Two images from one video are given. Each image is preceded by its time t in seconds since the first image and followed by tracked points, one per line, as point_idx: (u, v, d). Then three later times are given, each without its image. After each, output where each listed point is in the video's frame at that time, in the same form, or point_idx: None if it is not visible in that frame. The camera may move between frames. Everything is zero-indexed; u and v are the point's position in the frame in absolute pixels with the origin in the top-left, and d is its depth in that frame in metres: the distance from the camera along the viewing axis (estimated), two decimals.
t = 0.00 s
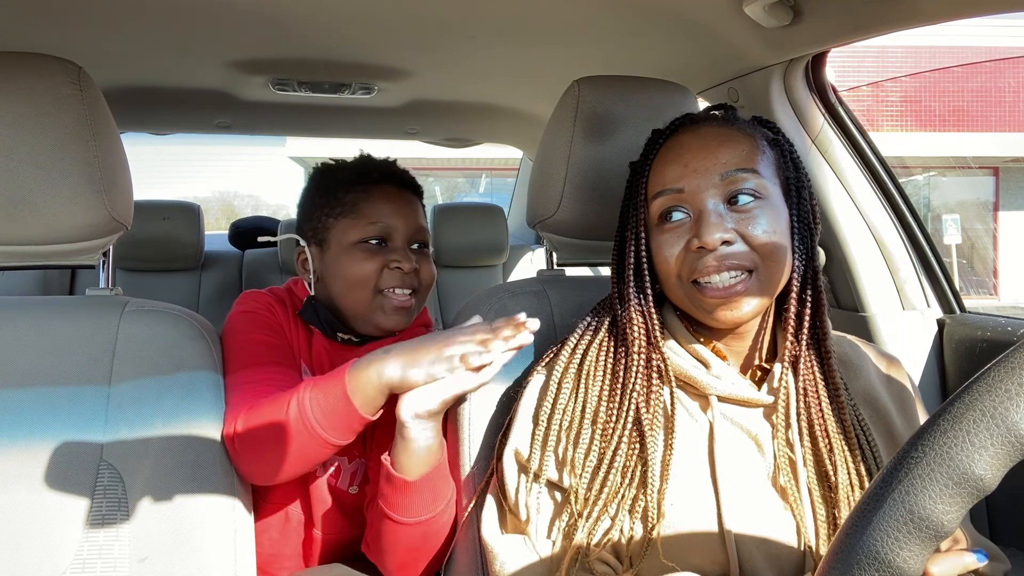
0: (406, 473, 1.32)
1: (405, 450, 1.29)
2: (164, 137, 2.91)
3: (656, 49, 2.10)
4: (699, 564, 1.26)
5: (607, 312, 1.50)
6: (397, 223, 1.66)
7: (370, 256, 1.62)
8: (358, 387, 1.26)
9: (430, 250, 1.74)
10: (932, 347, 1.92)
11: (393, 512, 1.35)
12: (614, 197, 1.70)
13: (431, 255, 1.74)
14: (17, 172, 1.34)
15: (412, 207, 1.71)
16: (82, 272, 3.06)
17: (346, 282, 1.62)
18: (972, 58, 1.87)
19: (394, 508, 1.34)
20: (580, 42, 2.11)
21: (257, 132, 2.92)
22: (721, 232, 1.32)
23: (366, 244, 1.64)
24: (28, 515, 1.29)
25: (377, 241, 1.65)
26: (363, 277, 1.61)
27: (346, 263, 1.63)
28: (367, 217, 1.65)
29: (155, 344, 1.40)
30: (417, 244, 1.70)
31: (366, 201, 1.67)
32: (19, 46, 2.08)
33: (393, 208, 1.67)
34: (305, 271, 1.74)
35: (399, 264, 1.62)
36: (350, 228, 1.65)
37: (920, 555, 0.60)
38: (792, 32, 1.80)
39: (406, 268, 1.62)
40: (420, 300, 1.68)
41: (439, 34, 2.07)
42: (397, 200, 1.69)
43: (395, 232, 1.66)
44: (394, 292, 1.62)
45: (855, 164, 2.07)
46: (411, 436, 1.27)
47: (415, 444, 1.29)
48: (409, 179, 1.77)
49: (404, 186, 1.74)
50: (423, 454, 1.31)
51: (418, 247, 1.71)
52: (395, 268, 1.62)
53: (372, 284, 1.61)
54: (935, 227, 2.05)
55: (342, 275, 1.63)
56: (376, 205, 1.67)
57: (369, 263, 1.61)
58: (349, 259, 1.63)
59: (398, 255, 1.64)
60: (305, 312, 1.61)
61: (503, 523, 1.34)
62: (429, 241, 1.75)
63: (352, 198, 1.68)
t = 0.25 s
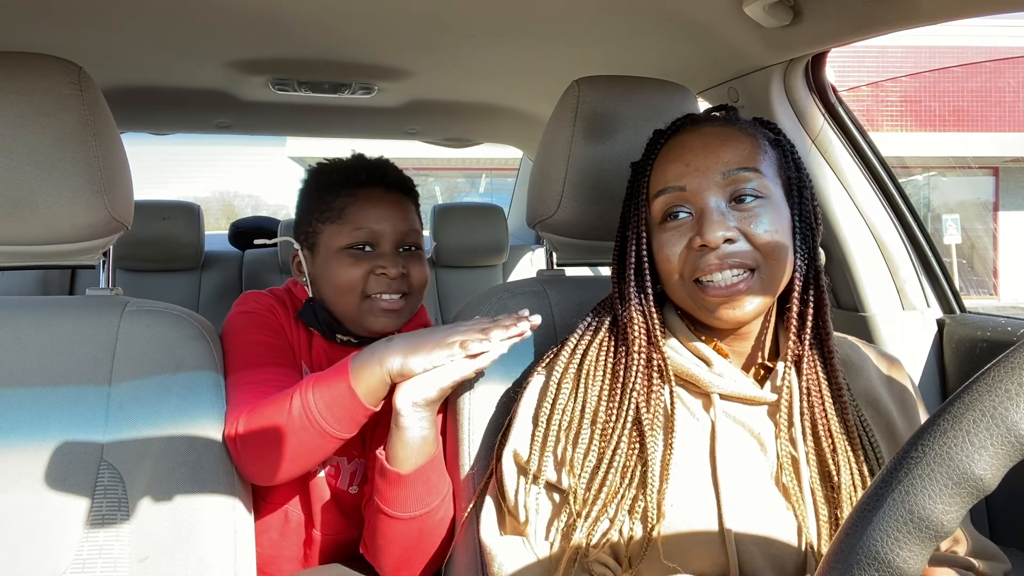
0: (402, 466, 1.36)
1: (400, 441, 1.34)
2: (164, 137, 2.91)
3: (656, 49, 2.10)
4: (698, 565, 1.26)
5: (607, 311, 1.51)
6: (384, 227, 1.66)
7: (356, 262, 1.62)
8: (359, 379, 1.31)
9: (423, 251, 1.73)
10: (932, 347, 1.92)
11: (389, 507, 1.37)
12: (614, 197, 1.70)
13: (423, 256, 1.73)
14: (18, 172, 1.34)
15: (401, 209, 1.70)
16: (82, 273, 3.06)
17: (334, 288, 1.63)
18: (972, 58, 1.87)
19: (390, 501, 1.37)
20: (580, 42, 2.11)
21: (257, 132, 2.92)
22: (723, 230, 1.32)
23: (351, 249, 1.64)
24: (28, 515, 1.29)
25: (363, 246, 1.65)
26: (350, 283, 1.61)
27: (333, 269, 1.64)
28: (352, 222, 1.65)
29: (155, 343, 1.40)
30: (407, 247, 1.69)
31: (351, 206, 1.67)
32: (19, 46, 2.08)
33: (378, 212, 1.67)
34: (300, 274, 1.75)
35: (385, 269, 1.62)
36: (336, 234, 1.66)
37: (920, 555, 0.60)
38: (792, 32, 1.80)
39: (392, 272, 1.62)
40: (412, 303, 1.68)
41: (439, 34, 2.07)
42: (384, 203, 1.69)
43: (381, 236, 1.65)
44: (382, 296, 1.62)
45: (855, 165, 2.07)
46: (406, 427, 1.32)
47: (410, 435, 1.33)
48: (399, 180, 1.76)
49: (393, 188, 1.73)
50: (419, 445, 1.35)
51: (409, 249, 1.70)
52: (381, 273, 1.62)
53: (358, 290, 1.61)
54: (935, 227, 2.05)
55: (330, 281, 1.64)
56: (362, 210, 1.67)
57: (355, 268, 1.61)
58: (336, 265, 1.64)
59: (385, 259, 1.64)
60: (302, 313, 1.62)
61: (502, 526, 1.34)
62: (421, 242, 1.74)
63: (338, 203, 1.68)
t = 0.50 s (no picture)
0: (400, 463, 1.36)
1: (398, 436, 1.34)
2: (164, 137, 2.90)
3: (656, 49, 2.10)
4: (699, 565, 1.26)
5: (610, 308, 1.50)
6: (364, 231, 1.65)
7: (335, 267, 1.62)
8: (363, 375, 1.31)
9: (410, 254, 1.71)
10: (932, 347, 1.92)
11: (387, 505, 1.37)
12: (614, 197, 1.70)
13: (410, 259, 1.71)
14: (17, 172, 1.34)
15: (384, 212, 1.69)
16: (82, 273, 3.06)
17: (316, 293, 1.63)
18: (972, 58, 1.87)
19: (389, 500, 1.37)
20: (580, 42, 2.11)
21: (257, 132, 2.92)
22: (728, 228, 1.32)
23: (332, 254, 1.64)
24: (28, 515, 1.29)
25: (343, 251, 1.64)
26: (329, 288, 1.61)
27: (314, 274, 1.64)
28: (332, 227, 1.65)
29: (155, 343, 1.40)
30: (391, 250, 1.67)
31: (332, 211, 1.67)
32: (19, 46, 2.08)
33: (358, 216, 1.65)
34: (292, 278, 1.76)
35: (364, 275, 1.61)
36: (318, 240, 1.66)
37: (920, 554, 0.60)
38: (792, 32, 1.80)
39: (371, 278, 1.61)
40: (397, 306, 1.66)
41: (440, 34, 2.07)
42: (365, 206, 1.67)
43: (361, 240, 1.64)
44: (363, 301, 1.62)
45: (855, 164, 2.07)
46: (406, 422, 1.32)
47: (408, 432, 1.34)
48: (385, 181, 1.74)
49: (377, 189, 1.72)
50: (416, 441, 1.35)
51: (394, 253, 1.68)
52: (360, 279, 1.61)
53: (337, 295, 1.61)
54: (935, 227, 2.05)
55: (311, 287, 1.64)
56: (342, 214, 1.66)
57: (334, 274, 1.61)
58: (317, 270, 1.64)
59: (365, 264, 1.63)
60: (298, 317, 1.62)
61: (501, 527, 1.34)
62: (408, 244, 1.72)
63: (320, 208, 1.68)
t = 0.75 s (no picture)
0: (391, 459, 1.35)
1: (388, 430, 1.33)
2: (164, 137, 2.90)
3: (656, 49, 2.10)
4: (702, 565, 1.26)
5: (615, 304, 1.50)
6: (366, 232, 1.65)
7: (336, 267, 1.62)
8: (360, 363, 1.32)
9: (412, 257, 1.71)
10: (932, 347, 1.92)
11: (382, 503, 1.37)
12: (614, 198, 1.70)
13: (412, 262, 1.71)
14: (17, 172, 1.34)
15: (388, 215, 1.69)
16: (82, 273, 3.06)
17: (316, 292, 1.63)
18: (972, 58, 1.87)
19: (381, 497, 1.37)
20: (580, 42, 2.11)
21: (257, 132, 2.92)
22: (733, 230, 1.32)
23: (333, 254, 1.64)
24: (28, 515, 1.29)
25: (345, 251, 1.65)
26: (329, 287, 1.61)
27: (315, 273, 1.64)
28: (335, 227, 1.65)
29: (155, 344, 1.40)
30: (393, 253, 1.68)
31: (335, 211, 1.67)
32: (19, 46, 2.08)
33: (362, 217, 1.66)
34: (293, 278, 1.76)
35: (364, 275, 1.61)
36: (320, 239, 1.66)
37: (920, 554, 0.60)
38: (791, 32, 1.80)
39: (371, 279, 1.61)
40: (396, 309, 1.66)
41: (440, 34, 2.07)
42: (369, 208, 1.68)
43: (363, 241, 1.64)
44: (362, 301, 1.62)
45: (855, 164, 2.07)
46: (393, 414, 1.31)
47: (398, 425, 1.33)
48: (390, 185, 1.74)
49: (381, 192, 1.72)
50: (409, 434, 1.35)
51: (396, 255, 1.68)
52: (361, 279, 1.61)
53: (337, 295, 1.61)
54: (935, 227, 2.05)
55: (312, 285, 1.64)
56: (346, 215, 1.66)
57: (335, 273, 1.61)
58: (317, 269, 1.64)
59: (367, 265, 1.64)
60: (298, 318, 1.62)
61: (501, 527, 1.34)
62: (411, 248, 1.72)
63: (324, 208, 1.69)
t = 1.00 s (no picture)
0: (373, 455, 1.36)
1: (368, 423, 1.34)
2: (164, 137, 2.90)
3: (656, 49, 2.10)
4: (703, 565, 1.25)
5: (617, 300, 1.51)
6: (359, 233, 1.65)
7: (330, 268, 1.62)
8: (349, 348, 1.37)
9: (407, 259, 1.70)
10: (932, 347, 1.92)
11: (371, 502, 1.38)
12: (614, 198, 1.70)
13: (408, 264, 1.70)
14: (17, 172, 1.34)
15: (381, 216, 1.69)
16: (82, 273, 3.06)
17: (311, 294, 1.63)
18: (972, 58, 1.87)
19: (367, 494, 1.37)
20: (580, 42, 2.11)
21: (257, 132, 2.91)
22: (729, 231, 1.31)
23: (326, 256, 1.64)
24: (28, 516, 1.29)
25: (338, 252, 1.64)
26: (323, 288, 1.61)
27: (309, 275, 1.64)
28: (328, 229, 1.65)
29: (155, 344, 1.40)
30: (387, 254, 1.67)
31: (329, 213, 1.67)
32: (19, 46, 2.08)
33: (355, 219, 1.66)
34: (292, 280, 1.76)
35: (357, 276, 1.61)
36: (314, 241, 1.66)
37: (920, 554, 0.60)
38: (791, 32, 1.80)
39: (364, 279, 1.61)
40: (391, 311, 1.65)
41: (439, 34, 2.08)
42: (362, 209, 1.67)
43: (356, 242, 1.64)
44: (356, 302, 1.61)
45: (855, 164, 2.06)
46: (374, 407, 1.33)
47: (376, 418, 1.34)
48: (384, 185, 1.74)
49: (375, 194, 1.72)
50: (391, 431, 1.35)
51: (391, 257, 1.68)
52: (353, 280, 1.61)
53: (330, 296, 1.61)
54: (935, 227, 2.05)
55: (306, 287, 1.64)
56: (339, 217, 1.66)
57: (329, 274, 1.61)
58: (311, 271, 1.64)
59: (360, 266, 1.63)
60: (295, 322, 1.63)
61: (499, 526, 1.34)
62: (407, 250, 1.71)
63: (319, 211, 1.69)
